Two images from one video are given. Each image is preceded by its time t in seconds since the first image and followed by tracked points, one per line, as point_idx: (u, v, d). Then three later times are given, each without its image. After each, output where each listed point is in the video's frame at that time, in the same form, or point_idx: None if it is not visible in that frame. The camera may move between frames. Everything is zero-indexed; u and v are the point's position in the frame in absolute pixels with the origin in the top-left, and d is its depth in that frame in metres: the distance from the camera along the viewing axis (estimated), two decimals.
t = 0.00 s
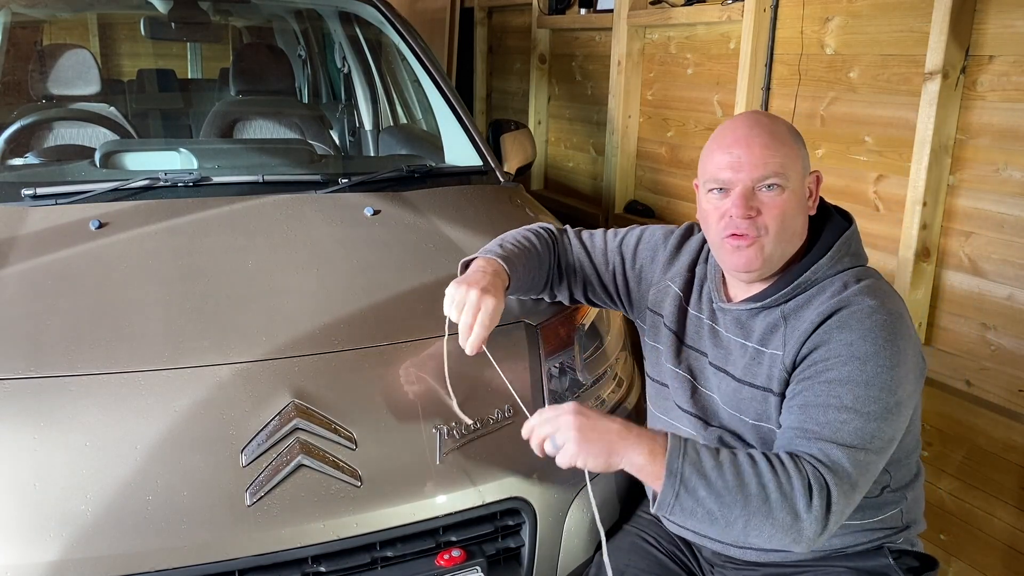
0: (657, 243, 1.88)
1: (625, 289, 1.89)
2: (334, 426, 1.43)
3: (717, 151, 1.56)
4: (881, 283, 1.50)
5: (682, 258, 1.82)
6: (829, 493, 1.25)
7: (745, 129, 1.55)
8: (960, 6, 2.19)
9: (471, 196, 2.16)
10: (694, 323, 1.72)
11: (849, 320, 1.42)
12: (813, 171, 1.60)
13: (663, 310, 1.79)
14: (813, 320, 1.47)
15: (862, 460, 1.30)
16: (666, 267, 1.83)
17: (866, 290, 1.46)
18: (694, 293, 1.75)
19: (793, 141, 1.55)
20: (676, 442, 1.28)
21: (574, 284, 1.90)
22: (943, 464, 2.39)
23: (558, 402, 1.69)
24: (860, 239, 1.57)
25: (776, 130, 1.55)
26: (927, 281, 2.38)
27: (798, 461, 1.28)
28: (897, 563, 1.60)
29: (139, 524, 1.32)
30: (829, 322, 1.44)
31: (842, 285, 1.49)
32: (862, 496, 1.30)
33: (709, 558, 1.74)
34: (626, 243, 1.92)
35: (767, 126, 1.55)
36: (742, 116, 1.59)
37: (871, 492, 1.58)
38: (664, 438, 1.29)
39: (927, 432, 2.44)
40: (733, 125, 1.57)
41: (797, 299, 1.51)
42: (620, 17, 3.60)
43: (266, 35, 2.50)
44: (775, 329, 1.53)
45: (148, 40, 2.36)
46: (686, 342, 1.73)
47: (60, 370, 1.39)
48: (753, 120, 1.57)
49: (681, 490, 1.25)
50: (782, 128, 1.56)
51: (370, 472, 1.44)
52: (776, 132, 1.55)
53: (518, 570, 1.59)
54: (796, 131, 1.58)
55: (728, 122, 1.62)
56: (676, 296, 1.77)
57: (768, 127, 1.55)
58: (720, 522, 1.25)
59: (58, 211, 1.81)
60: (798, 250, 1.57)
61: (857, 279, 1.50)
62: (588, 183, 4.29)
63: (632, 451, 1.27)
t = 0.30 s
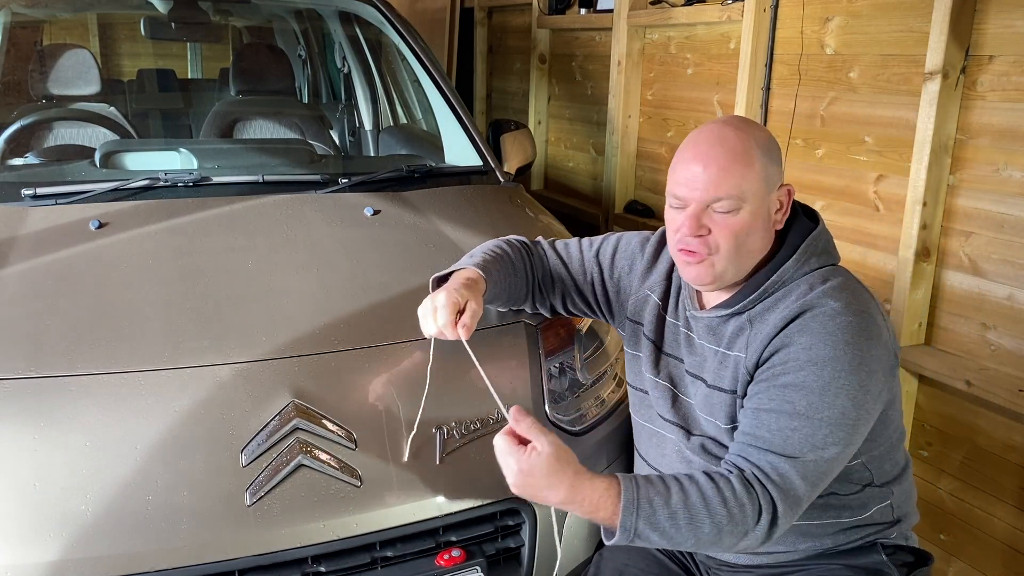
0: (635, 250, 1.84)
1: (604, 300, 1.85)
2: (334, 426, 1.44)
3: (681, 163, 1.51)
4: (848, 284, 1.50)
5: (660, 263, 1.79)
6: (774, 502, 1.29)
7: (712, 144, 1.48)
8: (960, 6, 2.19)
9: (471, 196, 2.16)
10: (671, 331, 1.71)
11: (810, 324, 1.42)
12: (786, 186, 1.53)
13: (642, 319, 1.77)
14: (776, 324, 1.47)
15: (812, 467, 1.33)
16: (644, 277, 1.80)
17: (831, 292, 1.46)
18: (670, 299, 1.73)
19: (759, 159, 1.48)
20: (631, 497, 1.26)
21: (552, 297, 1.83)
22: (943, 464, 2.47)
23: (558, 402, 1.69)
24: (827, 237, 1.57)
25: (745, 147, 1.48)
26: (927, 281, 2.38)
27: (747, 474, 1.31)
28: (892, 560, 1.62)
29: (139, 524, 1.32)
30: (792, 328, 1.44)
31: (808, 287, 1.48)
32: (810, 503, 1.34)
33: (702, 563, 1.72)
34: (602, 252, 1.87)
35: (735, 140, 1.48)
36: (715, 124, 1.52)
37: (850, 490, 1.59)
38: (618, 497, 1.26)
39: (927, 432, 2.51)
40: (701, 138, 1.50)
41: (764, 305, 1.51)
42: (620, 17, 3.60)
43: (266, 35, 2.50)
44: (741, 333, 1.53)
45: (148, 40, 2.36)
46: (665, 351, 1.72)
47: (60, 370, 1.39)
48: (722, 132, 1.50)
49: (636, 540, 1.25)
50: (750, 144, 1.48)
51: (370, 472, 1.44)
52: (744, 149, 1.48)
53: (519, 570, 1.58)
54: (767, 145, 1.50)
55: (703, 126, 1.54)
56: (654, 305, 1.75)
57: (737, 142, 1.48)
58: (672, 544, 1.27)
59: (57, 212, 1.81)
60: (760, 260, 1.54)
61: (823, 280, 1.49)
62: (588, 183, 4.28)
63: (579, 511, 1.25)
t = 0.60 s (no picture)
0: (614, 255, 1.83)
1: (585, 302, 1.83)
2: (334, 426, 1.44)
3: (641, 189, 1.49)
4: (822, 285, 1.49)
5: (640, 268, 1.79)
6: (752, 513, 1.34)
7: (670, 172, 1.46)
8: (960, 7, 2.19)
9: (471, 196, 2.16)
10: (652, 337, 1.72)
11: (781, 332, 1.43)
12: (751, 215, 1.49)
13: (622, 325, 1.77)
14: (749, 333, 1.48)
15: (788, 477, 1.36)
16: (623, 282, 1.80)
17: (802, 296, 1.46)
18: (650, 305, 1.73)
19: (716, 191, 1.44)
20: (597, 504, 1.36)
21: (530, 300, 1.81)
22: (943, 464, 2.47)
23: (558, 402, 1.69)
24: (800, 238, 1.56)
25: (704, 178, 1.44)
26: (927, 281, 2.38)
27: (722, 486, 1.36)
28: (886, 555, 1.63)
29: (140, 524, 1.32)
30: (764, 338, 1.45)
31: (780, 292, 1.48)
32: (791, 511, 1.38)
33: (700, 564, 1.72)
34: (580, 255, 1.85)
35: (693, 170, 1.45)
36: (677, 151, 1.48)
37: (839, 486, 1.60)
38: (586, 502, 1.37)
39: (928, 432, 2.51)
40: (662, 165, 1.48)
41: (737, 314, 1.51)
42: (620, 17, 3.60)
43: (265, 35, 2.50)
44: (717, 341, 1.53)
45: (148, 40, 2.36)
46: (648, 356, 1.73)
47: (60, 370, 1.40)
48: (683, 160, 1.46)
49: (606, 544, 1.34)
50: (709, 175, 1.44)
51: (370, 472, 1.44)
52: (702, 179, 1.44)
53: (518, 570, 1.58)
54: (730, 175, 1.45)
55: (670, 149, 1.51)
56: (635, 312, 1.75)
57: (696, 172, 1.45)
58: (647, 553, 1.35)
59: (58, 212, 1.81)
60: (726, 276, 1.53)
61: (796, 283, 1.49)
62: (588, 183, 4.28)
63: (555, 525, 1.36)
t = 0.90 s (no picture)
0: (613, 257, 1.85)
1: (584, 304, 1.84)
2: (334, 426, 1.44)
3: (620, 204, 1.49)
4: (815, 290, 1.48)
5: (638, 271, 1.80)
6: (744, 523, 1.35)
7: (646, 187, 1.45)
8: (960, 7, 2.19)
9: (471, 196, 2.16)
10: (650, 340, 1.73)
11: (772, 339, 1.43)
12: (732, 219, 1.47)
13: (621, 326, 1.78)
14: (740, 339, 1.48)
15: (781, 486, 1.36)
16: (622, 284, 1.81)
17: (794, 301, 1.45)
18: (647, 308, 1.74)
19: (692, 200, 1.43)
20: (598, 509, 1.39)
21: (529, 297, 1.81)
22: (943, 464, 2.47)
23: (558, 402, 1.69)
24: (794, 240, 1.56)
25: (678, 190, 1.43)
26: (927, 281, 2.38)
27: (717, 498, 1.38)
28: (886, 558, 1.66)
29: (140, 524, 1.32)
30: (756, 344, 1.45)
31: (772, 297, 1.47)
32: (784, 520, 1.38)
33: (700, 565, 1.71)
34: (580, 256, 1.87)
35: (668, 183, 1.44)
36: (652, 164, 1.47)
37: (834, 490, 1.60)
38: (588, 507, 1.40)
39: (928, 432, 2.51)
40: (638, 179, 1.47)
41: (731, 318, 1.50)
42: (621, 17, 3.60)
43: (266, 35, 2.50)
44: (710, 346, 1.54)
45: (148, 40, 2.35)
46: (645, 360, 1.73)
47: (60, 370, 1.39)
48: (657, 172, 1.46)
49: (605, 547, 1.38)
50: (685, 185, 1.44)
51: (370, 472, 1.44)
52: (677, 191, 1.43)
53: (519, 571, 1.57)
54: (706, 183, 1.44)
55: (645, 161, 1.50)
56: (634, 313, 1.76)
57: (671, 184, 1.44)
58: (644, 559, 1.39)
59: (58, 212, 1.81)
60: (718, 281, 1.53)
61: (789, 287, 1.48)
62: (588, 183, 4.28)
63: (553, 522, 1.41)
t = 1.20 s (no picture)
0: (619, 255, 1.85)
1: (587, 302, 1.85)
2: (334, 426, 1.44)
3: (649, 204, 1.47)
4: (831, 296, 1.49)
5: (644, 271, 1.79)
6: (762, 528, 1.32)
7: (678, 190, 1.43)
8: (960, 6, 2.19)
9: (471, 196, 2.16)
10: (658, 340, 1.71)
11: (789, 343, 1.43)
12: (760, 230, 1.47)
13: (628, 326, 1.77)
14: (756, 342, 1.47)
15: (798, 491, 1.35)
16: (627, 283, 1.81)
17: (811, 306, 1.46)
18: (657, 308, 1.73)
19: (723, 208, 1.42)
20: (632, 495, 1.31)
21: (531, 294, 1.82)
22: (943, 464, 2.47)
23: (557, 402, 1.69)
24: (809, 244, 1.55)
25: (710, 197, 1.42)
26: (927, 281, 2.38)
27: (736, 501, 1.34)
28: (886, 558, 1.66)
29: (140, 523, 1.32)
30: (773, 347, 1.44)
31: (788, 301, 1.48)
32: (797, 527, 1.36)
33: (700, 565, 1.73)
34: (584, 255, 1.88)
35: (702, 188, 1.43)
36: (685, 167, 1.46)
37: (841, 494, 1.59)
38: (620, 493, 1.32)
39: (928, 432, 2.51)
40: (670, 182, 1.45)
41: (746, 320, 1.51)
42: (621, 17, 3.60)
43: (266, 35, 2.50)
44: (724, 348, 1.53)
45: (148, 40, 2.35)
46: (652, 361, 1.72)
47: (60, 370, 1.40)
48: (691, 177, 1.44)
49: (628, 532, 1.32)
50: (718, 193, 1.42)
51: (370, 472, 1.44)
52: (709, 197, 1.42)
53: (518, 570, 1.60)
54: (738, 191, 1.43)
55: (677, 163, 1.49)
56: (641, 314, 1.75)
57: (704, 190, 1.43)
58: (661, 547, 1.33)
59: (58, 212, 1.82)
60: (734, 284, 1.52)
61: (805, 292, 1.49)
62: (588, 183, 4.28)
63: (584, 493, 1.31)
